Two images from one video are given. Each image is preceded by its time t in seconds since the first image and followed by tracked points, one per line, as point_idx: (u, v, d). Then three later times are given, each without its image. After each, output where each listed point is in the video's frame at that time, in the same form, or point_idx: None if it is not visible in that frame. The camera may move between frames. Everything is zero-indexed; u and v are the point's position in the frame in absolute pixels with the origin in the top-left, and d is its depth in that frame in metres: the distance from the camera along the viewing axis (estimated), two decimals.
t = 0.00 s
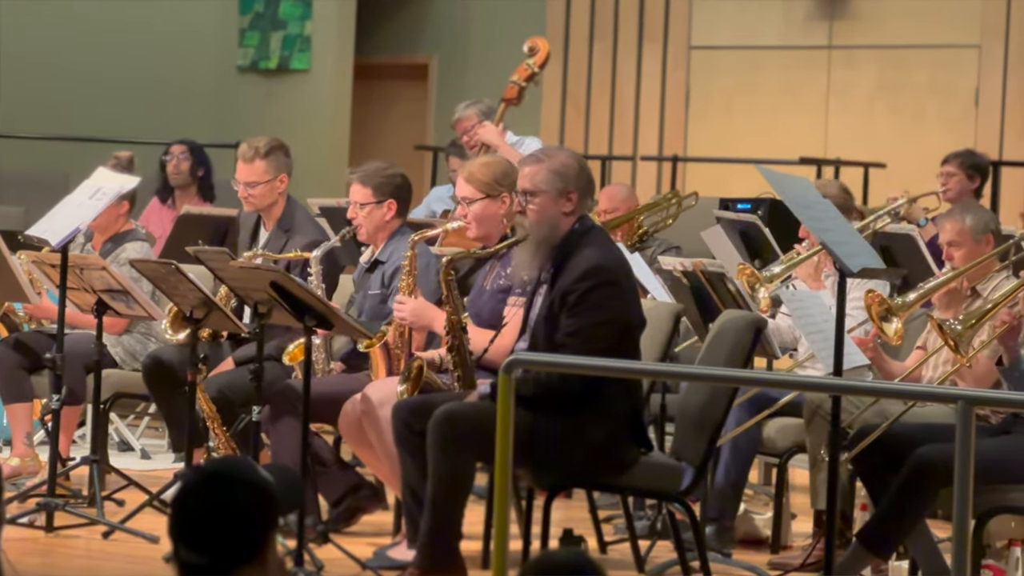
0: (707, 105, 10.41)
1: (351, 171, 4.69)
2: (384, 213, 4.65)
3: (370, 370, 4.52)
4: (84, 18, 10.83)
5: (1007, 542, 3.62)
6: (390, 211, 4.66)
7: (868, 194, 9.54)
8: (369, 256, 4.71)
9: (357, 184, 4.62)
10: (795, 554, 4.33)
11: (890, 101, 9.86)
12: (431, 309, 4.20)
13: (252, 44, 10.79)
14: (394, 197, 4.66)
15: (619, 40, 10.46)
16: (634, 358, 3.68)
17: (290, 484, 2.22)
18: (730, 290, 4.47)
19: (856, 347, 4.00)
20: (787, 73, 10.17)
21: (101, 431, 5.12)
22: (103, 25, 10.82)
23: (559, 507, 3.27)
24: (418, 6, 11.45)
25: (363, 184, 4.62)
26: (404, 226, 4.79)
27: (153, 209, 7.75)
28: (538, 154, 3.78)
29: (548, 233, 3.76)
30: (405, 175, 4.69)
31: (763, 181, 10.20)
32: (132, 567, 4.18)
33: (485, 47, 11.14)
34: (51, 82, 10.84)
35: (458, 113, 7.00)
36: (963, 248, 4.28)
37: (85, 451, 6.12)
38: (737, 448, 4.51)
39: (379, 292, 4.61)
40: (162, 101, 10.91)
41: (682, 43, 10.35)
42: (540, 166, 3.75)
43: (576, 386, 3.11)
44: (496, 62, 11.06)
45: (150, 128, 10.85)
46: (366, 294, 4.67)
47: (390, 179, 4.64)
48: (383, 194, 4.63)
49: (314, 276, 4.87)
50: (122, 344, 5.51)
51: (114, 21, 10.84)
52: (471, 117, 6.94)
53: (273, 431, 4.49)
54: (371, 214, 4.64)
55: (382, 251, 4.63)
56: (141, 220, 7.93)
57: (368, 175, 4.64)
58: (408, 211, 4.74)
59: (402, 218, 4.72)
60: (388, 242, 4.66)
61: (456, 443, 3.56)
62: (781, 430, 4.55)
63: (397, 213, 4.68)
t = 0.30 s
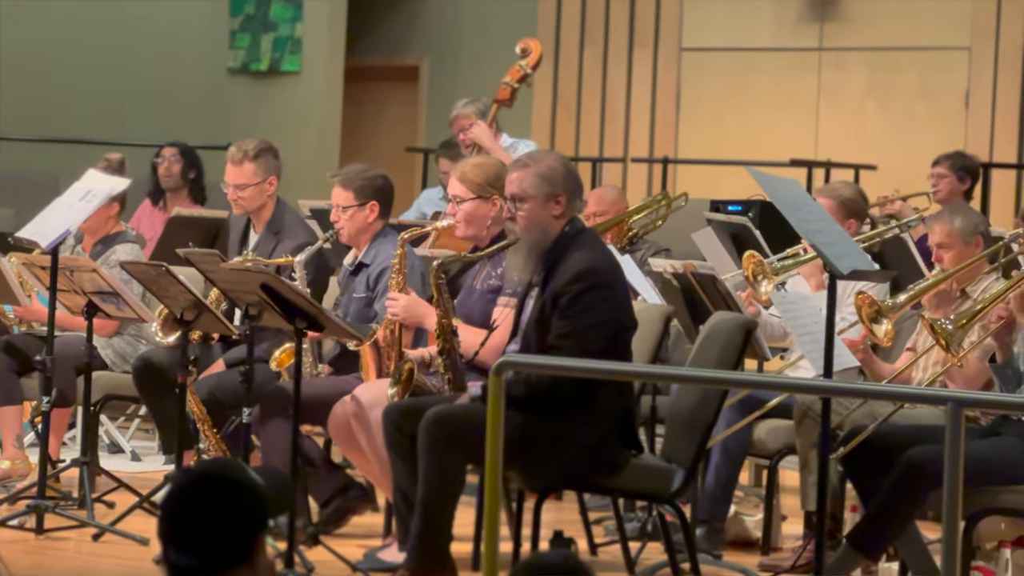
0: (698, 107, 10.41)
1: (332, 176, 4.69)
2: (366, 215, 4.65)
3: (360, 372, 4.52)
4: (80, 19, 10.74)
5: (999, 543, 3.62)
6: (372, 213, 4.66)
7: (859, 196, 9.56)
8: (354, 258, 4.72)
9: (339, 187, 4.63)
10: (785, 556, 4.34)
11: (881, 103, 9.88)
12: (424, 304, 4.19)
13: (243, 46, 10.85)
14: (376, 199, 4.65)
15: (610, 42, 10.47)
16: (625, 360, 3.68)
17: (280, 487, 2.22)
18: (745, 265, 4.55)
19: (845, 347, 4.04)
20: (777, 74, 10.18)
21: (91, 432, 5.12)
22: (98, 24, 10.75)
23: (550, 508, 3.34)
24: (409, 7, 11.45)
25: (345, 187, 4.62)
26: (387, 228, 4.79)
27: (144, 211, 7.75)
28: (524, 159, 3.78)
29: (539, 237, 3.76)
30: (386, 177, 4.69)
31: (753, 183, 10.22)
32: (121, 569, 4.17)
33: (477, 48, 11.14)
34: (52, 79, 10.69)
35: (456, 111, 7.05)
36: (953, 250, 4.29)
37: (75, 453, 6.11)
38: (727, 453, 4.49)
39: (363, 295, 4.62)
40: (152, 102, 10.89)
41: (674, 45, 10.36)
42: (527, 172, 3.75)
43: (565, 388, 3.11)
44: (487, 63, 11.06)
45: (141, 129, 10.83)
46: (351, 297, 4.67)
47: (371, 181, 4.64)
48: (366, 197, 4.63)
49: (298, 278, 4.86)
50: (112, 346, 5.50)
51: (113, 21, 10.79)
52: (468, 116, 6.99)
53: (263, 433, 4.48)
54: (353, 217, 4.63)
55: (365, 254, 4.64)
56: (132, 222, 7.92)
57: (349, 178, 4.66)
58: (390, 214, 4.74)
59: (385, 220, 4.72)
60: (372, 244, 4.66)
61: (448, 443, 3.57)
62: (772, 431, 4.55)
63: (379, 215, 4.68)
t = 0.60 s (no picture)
0: (688, 109, 10.43)
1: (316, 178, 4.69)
2: (352, 217, 4.65)
3: (351, 373, 4.53)
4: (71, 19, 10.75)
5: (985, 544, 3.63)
6: (357, 215, 4.66)
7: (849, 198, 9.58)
8: (339, 260, 4.74)
9: (323, 190, 4.62)
10: (775, 558, 4.35)
11: (871, 104, 9.90)
12: (412, 312, 4.19)
13: (233, 47, 10.77)
14: (362, 201, 4.66)
15: (600, 44, 10.48)
16: (615, 361, 3.69)
17: (270, 488, 2.22)
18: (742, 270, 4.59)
19: (836, 349, 4.01)
20: (767, 76, 10.20)
21: (80, 434, 5.11)
22: (108, 24, 10.80)
23: (539, 509, 3.28)
24: (400, 8, 11.44)
25: (329, 190, 4.61)
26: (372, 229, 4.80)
27: (135, 212, 7.74)
28: (512, 160, 3.78)
29: (528, 238, 3.76)
30: (370, 178, 4.68)
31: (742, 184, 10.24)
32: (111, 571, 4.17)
33: (467, 50, 11.14)
34: (46, 76, 10.83)
35: (452, 112, 7.14)
36: (944, 251, 4.29)
37: (65, 455, 6.11)
38: (718, 454, 4.53)
39: (351, 298, 4.63)
40: (142, 103, 10.88)
41: (664, 46, 10.37)
42: (516, 173, 3.75)
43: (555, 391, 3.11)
44: (478, 64, 11.06)
45: (130, 130, 10.82)
46: (338, 299, 4.68)
47: (355, 183, 4.63)
48: (350, 199, 4.63)
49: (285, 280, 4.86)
50: (103, 348, 5.49)
51: (120, 21, 10.83)
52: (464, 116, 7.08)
53: (253, 435, 4.48)
54: (339, 219, 4.64)
55: (352, 256, 4.66)
56: (122, 223, 7.91)
57: (333, 181, 4.64)
58: (375, 215, 4.74)
59: (370, 221, 4.73)
60: (358, 246, 4.68)
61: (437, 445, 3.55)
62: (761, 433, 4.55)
63: (365, 216, 4.69)
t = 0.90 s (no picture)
0: (678, 110, 10.44)
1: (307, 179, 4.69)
2: (342, 219, 4.66)
3: (340, 376, 4.52)
4: (61, 20, 10.72)
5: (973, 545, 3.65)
6: (348, 217, 4.67)
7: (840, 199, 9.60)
8: (330, 262, 4.73)
9: (312, 192, 4.63)
10: (765, 559, 4.36)
11: (861, 106, 9.92)
12: (402, 313, 4.21)
13: (223, 49, 10.80)
14: (353, 203, 4.66)
15: (590, 45, 10.49)
16: (604, 362, 3.70)
17: (261, 490, 2.22)
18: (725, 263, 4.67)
19: (825, 350, 4.02)
20: (757, 77, 10.21)
21: (70, 436, 5.11)
22: (104, 24, 10.75)
23: (529, 511, 3.29)
24: (389, 9, 11.44)
25: (319, 192, 4.62)
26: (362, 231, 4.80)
27: (124, 214, 7.73)
28: (504, 161, 3.80)
29: (518, 238, 3.78)
30: (362, 180, 4.69)
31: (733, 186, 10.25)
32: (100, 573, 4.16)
33: (458, 51, 11.15)
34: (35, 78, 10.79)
35: (441, 113, 7.07)
36: (933, 252, 4.32)
37: (54, 457, 6.10)
38: (707, 456, 4.48)
39: (340, 300, 4.62)
40: (132, 104, 10.86)
41: (654, 48, 10.39)
42: (508, 173, 3.77)
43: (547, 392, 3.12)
44: (468, 66, 11.07)
45: (120, 131, 10.80)
46: (329, 301, 4.68)
47: (346, 185, 4.64)
48: (341, 201, 4.63)
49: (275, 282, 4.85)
50: (92, 350, 5.48)
51: (115, 21, 10.78)
52: (452, 118, 7.01)
53: (243, 437, 4.47)
54: (329, 220, 4.64)
55: (342, 257, 4.65)
56: (111, 225, 7.89)
57: (325, 183, 4.65)
58: (365, 217, 4.75)
59: (361, 224, 4.73)
60: (348, 249, 4.67)
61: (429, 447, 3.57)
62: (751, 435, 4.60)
63: (356, 218, 4.69)
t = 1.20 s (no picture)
0: (668, 112, 10.45)
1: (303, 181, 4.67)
2: (338, 220, 4.65)
3: (330, 378, 4.52)
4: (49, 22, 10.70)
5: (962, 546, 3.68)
6: (344, 218, 4.66)
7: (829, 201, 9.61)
8: (324, 264, 4.73)
9: (310, 194, 4.61)
10: (756, 562, 4.35)
11: (850, 107, 9.94)
12: (393, 314, 4.21)
13: (212, 51, 10.75)
14: (349, 204, 4.65)
15: (579, 47, 10.50)
16: (594, 365, 3.70)
17: (250, 491, 2.21)
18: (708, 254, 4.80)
19: (816, 353, 4.02)
20: (747, 79, 10.23)
21: (60, 439, 5.09)
22: (96, 25, 10.77)
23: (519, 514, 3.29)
24: (379, 11, 11.43)
25: (316, 193, 4.61)
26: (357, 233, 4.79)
27: (113, 217, 7.73)
28: (495, 164, 3.80)
29: (508, 241, 3.77)
30: (357, 182, 4.68)
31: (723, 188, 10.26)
32: None
33: (448, 53, 11.15)
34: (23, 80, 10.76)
35: (426, 118, 7.03)
36: (924, 254, 4.31)
37: (44, 460, 6.08)
38: (697, 459, 4.50)
39: (334, 301, 4.62)
40: (121, 106, 10.84)
41: (643, 50, 10.40)
42: (498, 176, 3.77)
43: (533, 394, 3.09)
44: (458, 69, 11.08)
45: (108, 133, 10.78)
46: (323, 303, 4.68)
47: (343, 186, 4.64)
48: (337, 203, 4.62)
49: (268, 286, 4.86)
50: (82, 353, 5.47)
51: (107, 21, 10.80)
52: (439, 122, 6.98)
53: (233, 439, 4.46)
54: (326, 221, 4.63)
55: (337, 259, 4.65)
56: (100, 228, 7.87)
57: (320, 184, 4.64)
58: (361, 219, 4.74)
59: (356, 226, 4.72)
60: (343, 250, 4.67)
61: (417, 448, 3.55)
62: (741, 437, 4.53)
63: (352, 219, 4.68)
